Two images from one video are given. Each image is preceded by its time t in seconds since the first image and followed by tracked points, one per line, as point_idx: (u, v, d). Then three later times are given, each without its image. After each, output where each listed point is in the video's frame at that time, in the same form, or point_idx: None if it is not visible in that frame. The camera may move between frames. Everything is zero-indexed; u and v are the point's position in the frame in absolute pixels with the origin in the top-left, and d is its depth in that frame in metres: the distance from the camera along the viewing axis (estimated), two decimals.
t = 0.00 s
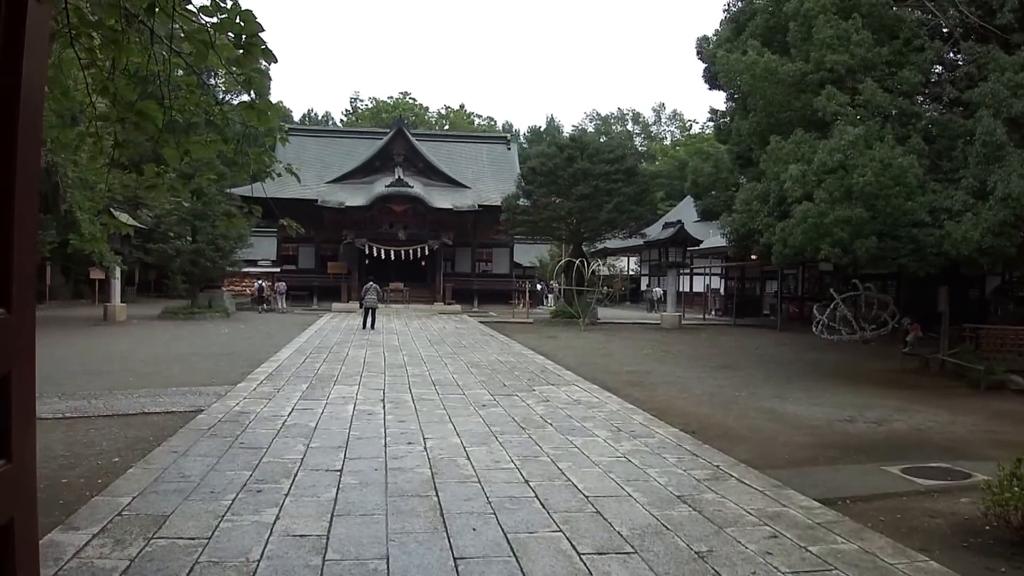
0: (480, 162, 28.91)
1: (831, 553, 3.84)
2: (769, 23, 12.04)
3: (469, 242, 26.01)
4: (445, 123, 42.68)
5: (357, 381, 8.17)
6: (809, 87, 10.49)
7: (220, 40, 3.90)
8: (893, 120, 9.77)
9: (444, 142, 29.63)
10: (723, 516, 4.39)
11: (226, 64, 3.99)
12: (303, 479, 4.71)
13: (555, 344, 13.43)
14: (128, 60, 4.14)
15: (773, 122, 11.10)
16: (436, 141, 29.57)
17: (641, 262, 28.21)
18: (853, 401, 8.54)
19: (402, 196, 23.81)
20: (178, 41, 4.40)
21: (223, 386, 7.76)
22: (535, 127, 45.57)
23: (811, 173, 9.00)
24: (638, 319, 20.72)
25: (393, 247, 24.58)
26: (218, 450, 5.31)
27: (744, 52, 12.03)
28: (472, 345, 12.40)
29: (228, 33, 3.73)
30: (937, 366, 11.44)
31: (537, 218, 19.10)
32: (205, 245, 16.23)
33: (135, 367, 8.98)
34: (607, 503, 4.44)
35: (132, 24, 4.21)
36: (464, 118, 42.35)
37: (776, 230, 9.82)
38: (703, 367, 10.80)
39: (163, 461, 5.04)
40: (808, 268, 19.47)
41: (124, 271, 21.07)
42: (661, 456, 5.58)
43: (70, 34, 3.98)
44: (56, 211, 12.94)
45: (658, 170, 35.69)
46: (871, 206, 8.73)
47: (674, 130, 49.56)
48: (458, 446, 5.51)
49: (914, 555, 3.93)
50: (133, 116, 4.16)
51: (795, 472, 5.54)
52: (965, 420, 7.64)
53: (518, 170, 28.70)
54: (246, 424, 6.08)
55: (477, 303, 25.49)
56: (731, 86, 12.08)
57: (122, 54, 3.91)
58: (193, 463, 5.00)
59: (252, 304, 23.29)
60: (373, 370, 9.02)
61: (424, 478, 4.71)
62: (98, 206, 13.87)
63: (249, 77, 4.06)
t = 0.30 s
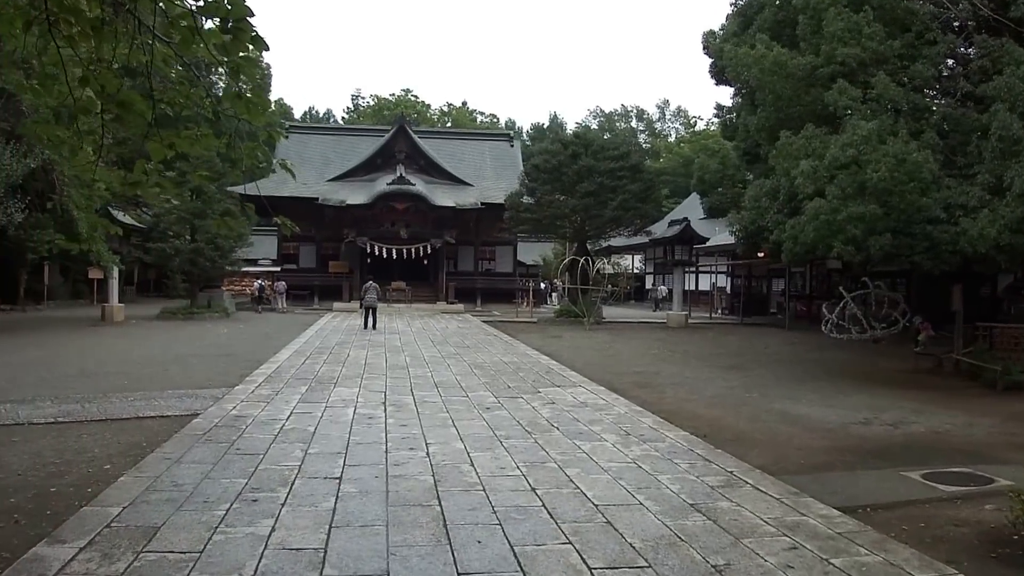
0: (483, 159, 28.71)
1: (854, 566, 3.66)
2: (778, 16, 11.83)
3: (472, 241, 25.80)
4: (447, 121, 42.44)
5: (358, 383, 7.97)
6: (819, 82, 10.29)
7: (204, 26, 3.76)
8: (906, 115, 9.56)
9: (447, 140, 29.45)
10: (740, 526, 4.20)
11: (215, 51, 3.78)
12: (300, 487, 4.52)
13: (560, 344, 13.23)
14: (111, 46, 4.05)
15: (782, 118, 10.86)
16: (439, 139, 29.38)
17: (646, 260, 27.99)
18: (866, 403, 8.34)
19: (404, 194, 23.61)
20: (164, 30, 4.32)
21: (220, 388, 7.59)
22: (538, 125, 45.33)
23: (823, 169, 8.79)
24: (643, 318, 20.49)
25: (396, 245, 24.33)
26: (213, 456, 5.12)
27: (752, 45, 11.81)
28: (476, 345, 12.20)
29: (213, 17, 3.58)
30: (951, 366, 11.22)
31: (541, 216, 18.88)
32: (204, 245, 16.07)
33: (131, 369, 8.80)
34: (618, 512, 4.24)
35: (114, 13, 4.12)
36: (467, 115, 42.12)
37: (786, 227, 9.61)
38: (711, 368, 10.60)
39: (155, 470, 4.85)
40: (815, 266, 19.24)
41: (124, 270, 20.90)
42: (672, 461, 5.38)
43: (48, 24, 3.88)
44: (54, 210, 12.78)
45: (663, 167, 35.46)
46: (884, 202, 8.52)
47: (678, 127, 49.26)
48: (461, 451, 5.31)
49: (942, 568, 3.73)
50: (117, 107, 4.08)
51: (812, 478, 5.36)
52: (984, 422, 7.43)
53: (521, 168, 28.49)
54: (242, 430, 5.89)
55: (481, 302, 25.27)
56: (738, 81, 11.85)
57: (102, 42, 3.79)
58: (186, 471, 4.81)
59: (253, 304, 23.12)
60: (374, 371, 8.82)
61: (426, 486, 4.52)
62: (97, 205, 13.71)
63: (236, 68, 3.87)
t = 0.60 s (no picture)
0: (488, 157, 28.51)
1: None
2: (788, 9, 11.60)
3: (477, 239, 25.63)
4: (452, 119, 42.25)
5: (361, 385, 7.79)
6: (831, 76, 10.03)
7: None
8: (919, 109, 9.25)
9: (452, 138, 29.23)
10: (759, 536, 4.00)
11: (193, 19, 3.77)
12: (299, 495, 4.33)
13: (568, 343, 13.03)
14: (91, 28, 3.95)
15: (794, 112, 10.61)
16: (443, 137, 29.19)
17: (653, 258, 27.75)
18: (883, 404, 8.12)
19: (408, 192, 23.43)
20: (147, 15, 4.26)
21: (220, 390, 7.43)
22: (544, 123, 45.09)
23: (836, 164, 8.57)
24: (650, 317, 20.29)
25: (400, 244, 24.13)
26: (210, 463, 4.95)
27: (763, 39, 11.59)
28: (482, 345, 12.02)
29: None
30: (967, 366, 10.98)
31: (547, 215, 18.67)
32: (206, 244, 15.93)
33: (131, 371, 8.66)
34: (632, 522, 4.05)
35: None
36: (472, 113, 41.92)
37: (798, 225, 9.39)
38: (722, 368, 10.38)
39: (149, 477, 4.68)
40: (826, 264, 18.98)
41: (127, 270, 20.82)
42: (685, 467, 5.18)
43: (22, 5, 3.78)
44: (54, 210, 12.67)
45: (670, 165, 35.19)
46: (900, 198, 8.28)
47: (685, 124, 48.94)
48: (467, 457, 5.11)
49: None
50: (88, 92, 3.94)
51: (831, 484, 5.15)
52: (1005, 424, 7.20)
53: (527, 166, 28.26)
54: (241, 435, 5.71)
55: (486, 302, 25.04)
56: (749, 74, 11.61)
57: (67, 20, 3.68)
58: (181, 478, 4.63)
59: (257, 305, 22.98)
60: (378, 373, 8.63)
61: (431, 494, 4.33)
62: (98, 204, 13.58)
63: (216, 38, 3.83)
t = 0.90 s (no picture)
0: (495, 155, 28.30)
1: None
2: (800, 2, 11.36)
3: (484, 237, 25.43)
4: (458, 117, 42.07)
5: (366, 387, 7.61)
6: (845, 69, 9.72)
7: None
8: (934, 103, 8.82)
9: (459, 135, 29.00)
10: (782, 547, 3.81)
11: None
12: (300, 504, 4.16)
13: (576, 343, 12.83)
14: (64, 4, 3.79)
15: (806, 107, 10.32)
16: (450, 135, 28.99)
17: (661, 257, 27.52)
18: (902, 405, 7.88)
19: (414, 191, 23.24)
20: None
21: (222, 393, 7.27)
22: (551, 120, 44.80)
23: (851, 159, 8.32)
24: (660, 316, 20.05)
25: (407, 243, 23.91)
26: (209, 468, 4.79)
27: (774, 32, 11.34)
28: (489, 345, 11.84)
29: None
30: (985, 365, 10.72)
31: (555, 212, 18.44)
32: (211, 243, 15.79)
33: (133, 372, 8.54)
34: (648, 532, 3.86)
35: None
36: (478, 110, 41.74)
37: (812, 221, 9.14)
38: (734, 368, 10.16)
39: (146, 484, 4.52)
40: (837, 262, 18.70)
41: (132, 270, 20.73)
42: (701, 472, 4.98)
43: None
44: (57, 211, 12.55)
45: (678, 162, 34.94)
46: (917, 193, 8.02)
47: (693, 121, 48.67)
48: (475, 462, 4.93)
49: None
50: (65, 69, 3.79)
51: (853, 490, 4.94)
52: None
53: (534, 163, 28.03)
54: (241, 439, 5.55)
55: (494, 301, 24.79)
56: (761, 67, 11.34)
57: None
58: (179, 485, 4.47)
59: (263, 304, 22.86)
60: (384, 374, 8.45)
61: (437, 502, 4.15)
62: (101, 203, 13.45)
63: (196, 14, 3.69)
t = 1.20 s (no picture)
0: (501, 153, 28.07)
1: None
2: None
3: (490, 236, 25.19)
4: (463, 114, 41.84)
5: (370, 388, 7.41)
6: (859, 61, 9.46)
7: None
8: (951, 95, 8.54)
9: (465, 133, 28.82)
10: (809, 558, 3.59)
11: None
12: (300, 512, 3.96)
13: (585, 342, 12.61)
14: None
15: (820, 100, 10.06)
16: (455, 133, 28.78)
17: (669, 255, 27.25)
18: (922, 406, 7.64)
19: (420, 189, 23.05)
20: None
21: (222, 395, 7.08)
22: (557, 118, 44.59)
23: (868, 153, 8.07)
24: (668, 315, 19.80)
25: (412, 242, 23.70)
26: (206, 475, 4.59)
27: (787, 23, 11.08)
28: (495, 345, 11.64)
29: None
30: (1004, 365, 10.45)
31: (562, 210, 18.22)
32: (213, 243, 15.63)
33: (132, 374, 8.37)
34: (667, 542, 3.65)
35: None
36: (483, 108, 41.51)
37: (827, 217, 8.89)
38: (747, 368, 9.93)
39: (139, 493, 4.32)
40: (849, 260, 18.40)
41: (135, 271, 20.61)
42: (719, 477, 4.75)
43: None
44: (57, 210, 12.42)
45: (686, 159, 34.64)
46: (937, 188, 7.77)
47: (700, 117, 48.35)
48: (483, 467, 4.71)
49: None
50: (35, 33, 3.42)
51: (878, 495, 4.72)
52: None
53: (540, 161, 27.79)
54: (240, 443, 5.36)
55: (500, 301, 24.51)
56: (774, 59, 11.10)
57: None
58: (173, 493, 4.28)
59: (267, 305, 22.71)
60: (389, 375, 8.25)
61: (444, 511, 3.94)
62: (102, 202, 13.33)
63: None
